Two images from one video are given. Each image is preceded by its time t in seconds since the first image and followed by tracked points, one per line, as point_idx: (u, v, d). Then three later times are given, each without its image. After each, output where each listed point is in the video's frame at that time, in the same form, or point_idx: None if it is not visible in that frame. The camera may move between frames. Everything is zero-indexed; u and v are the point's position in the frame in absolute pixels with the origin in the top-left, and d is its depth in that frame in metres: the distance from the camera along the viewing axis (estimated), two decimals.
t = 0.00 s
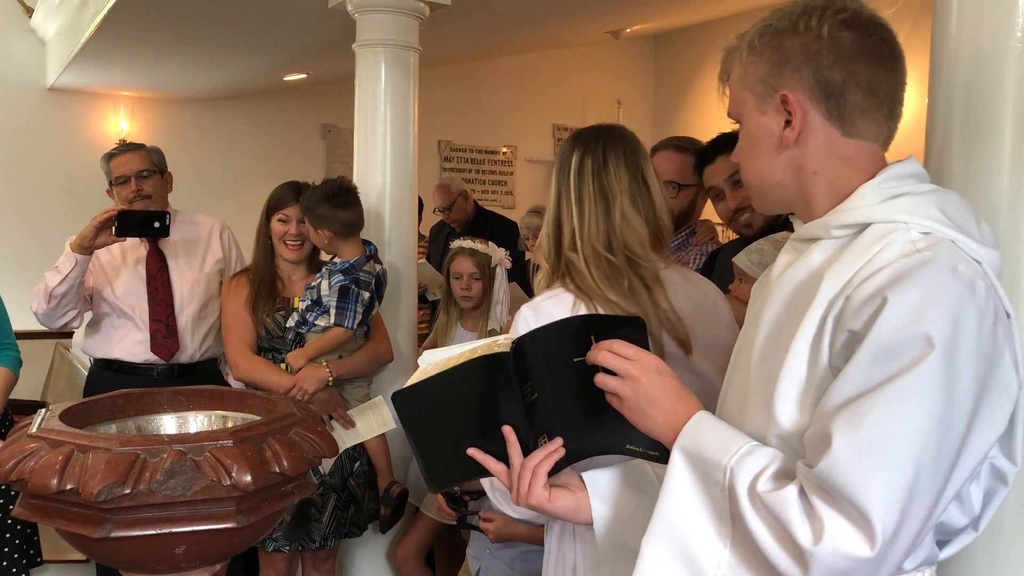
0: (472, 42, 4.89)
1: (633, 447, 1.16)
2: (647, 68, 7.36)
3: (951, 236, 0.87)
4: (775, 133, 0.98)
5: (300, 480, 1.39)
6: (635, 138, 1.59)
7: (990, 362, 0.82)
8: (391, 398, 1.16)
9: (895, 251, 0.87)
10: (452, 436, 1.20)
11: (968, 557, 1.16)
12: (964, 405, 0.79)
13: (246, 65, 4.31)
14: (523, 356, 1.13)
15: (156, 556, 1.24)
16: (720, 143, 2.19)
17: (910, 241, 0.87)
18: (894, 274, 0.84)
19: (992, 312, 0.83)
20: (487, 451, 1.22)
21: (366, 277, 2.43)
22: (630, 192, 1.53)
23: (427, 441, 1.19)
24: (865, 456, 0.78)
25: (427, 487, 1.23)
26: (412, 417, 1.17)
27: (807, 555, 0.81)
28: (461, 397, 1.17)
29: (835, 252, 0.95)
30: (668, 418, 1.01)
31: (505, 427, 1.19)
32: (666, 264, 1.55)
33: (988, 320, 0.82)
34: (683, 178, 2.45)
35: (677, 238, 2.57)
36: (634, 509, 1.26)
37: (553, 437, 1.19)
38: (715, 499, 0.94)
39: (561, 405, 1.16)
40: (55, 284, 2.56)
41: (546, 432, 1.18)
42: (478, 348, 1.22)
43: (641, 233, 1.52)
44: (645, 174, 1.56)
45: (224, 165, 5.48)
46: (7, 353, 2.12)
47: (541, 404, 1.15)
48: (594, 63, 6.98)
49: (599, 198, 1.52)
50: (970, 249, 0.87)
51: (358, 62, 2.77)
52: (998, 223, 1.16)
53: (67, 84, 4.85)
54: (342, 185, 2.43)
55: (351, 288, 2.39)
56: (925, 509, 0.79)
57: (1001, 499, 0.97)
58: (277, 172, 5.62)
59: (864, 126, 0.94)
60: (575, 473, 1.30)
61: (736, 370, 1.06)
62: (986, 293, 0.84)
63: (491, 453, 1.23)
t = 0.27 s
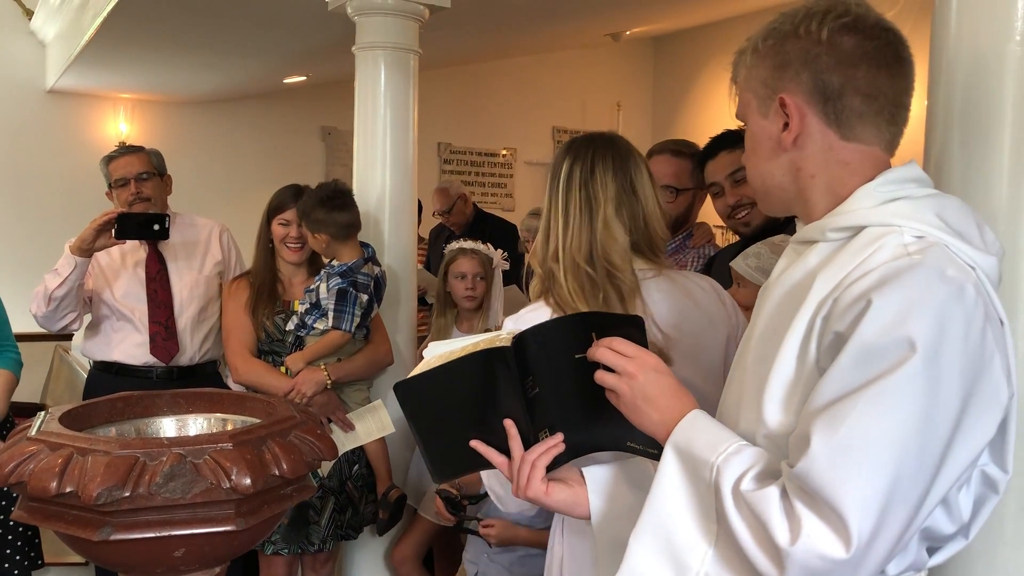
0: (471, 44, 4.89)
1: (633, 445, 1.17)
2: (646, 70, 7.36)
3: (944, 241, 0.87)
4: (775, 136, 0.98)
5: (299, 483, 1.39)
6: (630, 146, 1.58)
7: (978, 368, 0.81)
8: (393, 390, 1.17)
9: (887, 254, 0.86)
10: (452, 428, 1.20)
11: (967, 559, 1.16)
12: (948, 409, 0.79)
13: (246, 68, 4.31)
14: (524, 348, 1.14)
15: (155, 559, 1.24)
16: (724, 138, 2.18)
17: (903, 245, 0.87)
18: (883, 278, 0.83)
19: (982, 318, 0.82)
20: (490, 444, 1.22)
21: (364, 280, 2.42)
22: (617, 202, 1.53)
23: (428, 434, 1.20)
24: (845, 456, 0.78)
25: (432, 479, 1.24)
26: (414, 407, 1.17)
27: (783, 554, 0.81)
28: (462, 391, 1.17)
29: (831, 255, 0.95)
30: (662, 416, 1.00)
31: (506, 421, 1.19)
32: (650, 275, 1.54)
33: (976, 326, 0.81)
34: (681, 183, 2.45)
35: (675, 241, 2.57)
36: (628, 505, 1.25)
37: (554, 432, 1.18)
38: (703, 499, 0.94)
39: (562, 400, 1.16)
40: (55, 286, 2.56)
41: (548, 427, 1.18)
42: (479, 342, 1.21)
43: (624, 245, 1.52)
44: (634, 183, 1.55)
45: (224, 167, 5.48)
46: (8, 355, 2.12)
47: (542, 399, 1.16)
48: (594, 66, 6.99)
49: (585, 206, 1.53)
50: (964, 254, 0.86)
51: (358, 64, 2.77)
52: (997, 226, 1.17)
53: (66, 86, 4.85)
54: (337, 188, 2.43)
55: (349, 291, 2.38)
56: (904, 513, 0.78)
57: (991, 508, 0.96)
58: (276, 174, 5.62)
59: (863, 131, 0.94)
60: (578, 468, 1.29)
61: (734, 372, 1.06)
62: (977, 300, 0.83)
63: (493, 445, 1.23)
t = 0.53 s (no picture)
0: (471, 46, 4.89)
1: (635, 445, 1.17)
2: (645, 72, 7.37)
3: (937, 243, 0.86)
4: (774, 138, 0.98)
5: (298, 485, 1.39)
6: (639, 155, 1.58)
7: (967, 372, 0.81)
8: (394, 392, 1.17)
9: (878, 256, 0.86)
10: (456, 432, 1.21)
11: (965, 560, 1.16)
12: (934, 415, 0.78)
13: (246, 70, 4.31)
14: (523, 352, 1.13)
15: (153, 561, 1.24)
16: (728, 136, 2.16)
17: (894, 248, 0.86)
18: (871, 280, 0.83)
19: (972, 323, 0.81)
20: (495, 444, 1.21)
21: (359, 281, 2.42)
22: (622, 211, 1.53)
23: (429, 435, 1.21)
24: (828, 460, 0.78)
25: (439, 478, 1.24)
26: (415, 410, 1.17)
27: (768, 558, 0.81)
28: (461, 393, 1.17)
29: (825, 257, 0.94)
30: (657, 418, 1.00)
31: (507, 423, 1.18)
32: (648, 282, 1.55)
33: (965, 330, 0.80)
34: (680, 187, 2.46)
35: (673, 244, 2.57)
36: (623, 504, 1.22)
37: (556, 434, 1.17)
38: (695, 502, 0.94)
39: (563, 401, 1.16)
40: (54, 288, 2.56)
41: (550, 427, 1.17)
42: (479, 345, 1.20)
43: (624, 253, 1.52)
44: (641, 192, 1.55)
45: (224, 169, 5.48)
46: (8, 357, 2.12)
47: (543, 400, 1.15)
48: (594, 67, 6.99)
49: (590, 214, 1.54)
50: (956, 257, 0.85)
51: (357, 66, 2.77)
52: (995, 229, 1.17)
53: (66, 88, 4.85)
54: (331, 190, 2.44)
55: (344, 292, 2.38)
56: (890, 518, 0.78)
57: (983, 514, 0.96)
58: (276, 176, 5.63)
59: (859, 134, 0.94)
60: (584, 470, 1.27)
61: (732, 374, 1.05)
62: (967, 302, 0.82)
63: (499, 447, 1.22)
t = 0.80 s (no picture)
0: (471, 46, 4.89)
1: (646, 450, 1.17)
2: (645, 72, 7.37)
3: (938, 243, 0.85)
4: (777, 137, 0.97)
5: (298, 485, 1.39)
6: (640, 152, 1.57)
7: (966, 374, 0.80)
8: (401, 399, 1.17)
9: (877, 257, 0.86)
10: (465, 439, 1.20)
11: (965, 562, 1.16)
12: (932, 417, 0.78)
13: (246, 69, 4.31)
14: (530, 358, 1.14)
15: (153, 561, 1.24)
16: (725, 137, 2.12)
17: (894, 247, 0.86)
18: (868, 280, 0.83)
19: (971, 323, 0.81)
20: (504, 450, 1.21)
21: (357, 280, 2.42)
22: (618, 208, 1.55)
23: (438, 443, 1.20)
24: (823, 463, 0.78)
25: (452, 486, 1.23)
26: (424, 420, 1.17)
27: (765, 564, 0.80)
28: (468, 399, 1.17)
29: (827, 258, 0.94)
30: (661, 422, 0.99)
31: (517, 430, 1.17)
32: (637, 277, 1.57)
33: (964, 331, 0.80)
34: (680, 187, 2.46)
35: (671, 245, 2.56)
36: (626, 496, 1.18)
37: (566, 439, 1.16)
38: (697, 507, 0.93)
39: (571, 406, 1.15)
40: (54, 288, 2.56)
41: (560, 433, 1.16)
42: (485, 351, 1.22)
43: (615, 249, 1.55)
44: (639, 190, 1.55)
45: (223, 169, 5.48)
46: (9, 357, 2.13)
47: (552, 406, 1.15)
48: (594, 68, 6.99)
49: (586, 210, 1.55)
50: (957, 258, 0.85)
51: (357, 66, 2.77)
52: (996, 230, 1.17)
53: (66, 87, 4.85)
54: (331, 188, 2.44)
55: (341, 290, 2.38)
56: (888, 522, 0.78)
57: (989, 518, 0.95)
58: (276, 176, 5.63)
59: (863, 133, 0.93)
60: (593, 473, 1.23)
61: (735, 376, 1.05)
62: (966, 303, 0.81)
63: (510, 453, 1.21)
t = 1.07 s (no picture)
0: (471, 45, 4.89)
1: (668, 454, 1.15)
2: (645, 71, 7.37)
3: (953, 240, 0.85)
4: (788, 135, 0.97)
5: (299, 484, 1.39)
6: (614, 151, 1.63)
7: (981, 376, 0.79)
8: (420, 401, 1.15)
9: (889, 255, 0.85)
10: (484, 442, 1.19)
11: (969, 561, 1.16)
12: (948, 420, 0.77)
13: (246, 68, 4.31)
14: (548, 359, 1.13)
15: (154, 560, 1.24)
16: (708, 148, 2.05)
17: (906, 246, 0.85)
18: (879, 280, 0.83)
19: (986, 324, 0.79)
20: (525, 454, 1.19)
21: (359, 279, 2.42)
22: (586, 205, 1.61)
23: (457, 444, 1.19)
24: (834, 469, 0.76)
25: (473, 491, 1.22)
26: (444, 422, 1.16)
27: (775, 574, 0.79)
28: (487, 401, 1.16)
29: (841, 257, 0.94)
30: (680, 424, 0.98)
31: (538, 432, 1.15)
32: (602, 275, 1.60)
33: (978, 331, 0.79)
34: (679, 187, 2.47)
35: (671, 245, 2.55)
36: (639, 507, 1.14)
37: (587, 442, 1.14)
38: (711, 513, 0.92)
39: (591, 409, 1.14)
40: (54, 287, 2.56)
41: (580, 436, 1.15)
42: (506, 350, 1.18)
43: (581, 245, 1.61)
44: (606, 188, 1.60)
45: (223, 168, 5.48)
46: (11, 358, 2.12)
47: (572, 408, 1.14)
48: (594, 67, 6.98)
49: (558, 207, 1.63)
50: (971, 257, 0.84)
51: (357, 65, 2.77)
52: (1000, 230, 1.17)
53: (66, 86, 4.84)
54: (334, 186, 2.45)
55: (343, 287, 2.37)
56: (902, 530, 0.76)
57: (1018, 526, 0.94)
58: (276, 175, 5.63)
59: (876, 129, 0.92)
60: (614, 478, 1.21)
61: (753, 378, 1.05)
62: (980, 303, 0.80)
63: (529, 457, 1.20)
